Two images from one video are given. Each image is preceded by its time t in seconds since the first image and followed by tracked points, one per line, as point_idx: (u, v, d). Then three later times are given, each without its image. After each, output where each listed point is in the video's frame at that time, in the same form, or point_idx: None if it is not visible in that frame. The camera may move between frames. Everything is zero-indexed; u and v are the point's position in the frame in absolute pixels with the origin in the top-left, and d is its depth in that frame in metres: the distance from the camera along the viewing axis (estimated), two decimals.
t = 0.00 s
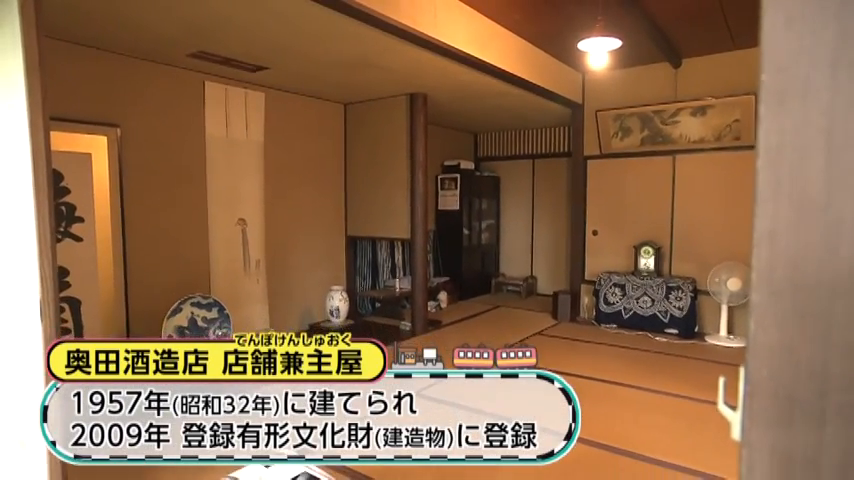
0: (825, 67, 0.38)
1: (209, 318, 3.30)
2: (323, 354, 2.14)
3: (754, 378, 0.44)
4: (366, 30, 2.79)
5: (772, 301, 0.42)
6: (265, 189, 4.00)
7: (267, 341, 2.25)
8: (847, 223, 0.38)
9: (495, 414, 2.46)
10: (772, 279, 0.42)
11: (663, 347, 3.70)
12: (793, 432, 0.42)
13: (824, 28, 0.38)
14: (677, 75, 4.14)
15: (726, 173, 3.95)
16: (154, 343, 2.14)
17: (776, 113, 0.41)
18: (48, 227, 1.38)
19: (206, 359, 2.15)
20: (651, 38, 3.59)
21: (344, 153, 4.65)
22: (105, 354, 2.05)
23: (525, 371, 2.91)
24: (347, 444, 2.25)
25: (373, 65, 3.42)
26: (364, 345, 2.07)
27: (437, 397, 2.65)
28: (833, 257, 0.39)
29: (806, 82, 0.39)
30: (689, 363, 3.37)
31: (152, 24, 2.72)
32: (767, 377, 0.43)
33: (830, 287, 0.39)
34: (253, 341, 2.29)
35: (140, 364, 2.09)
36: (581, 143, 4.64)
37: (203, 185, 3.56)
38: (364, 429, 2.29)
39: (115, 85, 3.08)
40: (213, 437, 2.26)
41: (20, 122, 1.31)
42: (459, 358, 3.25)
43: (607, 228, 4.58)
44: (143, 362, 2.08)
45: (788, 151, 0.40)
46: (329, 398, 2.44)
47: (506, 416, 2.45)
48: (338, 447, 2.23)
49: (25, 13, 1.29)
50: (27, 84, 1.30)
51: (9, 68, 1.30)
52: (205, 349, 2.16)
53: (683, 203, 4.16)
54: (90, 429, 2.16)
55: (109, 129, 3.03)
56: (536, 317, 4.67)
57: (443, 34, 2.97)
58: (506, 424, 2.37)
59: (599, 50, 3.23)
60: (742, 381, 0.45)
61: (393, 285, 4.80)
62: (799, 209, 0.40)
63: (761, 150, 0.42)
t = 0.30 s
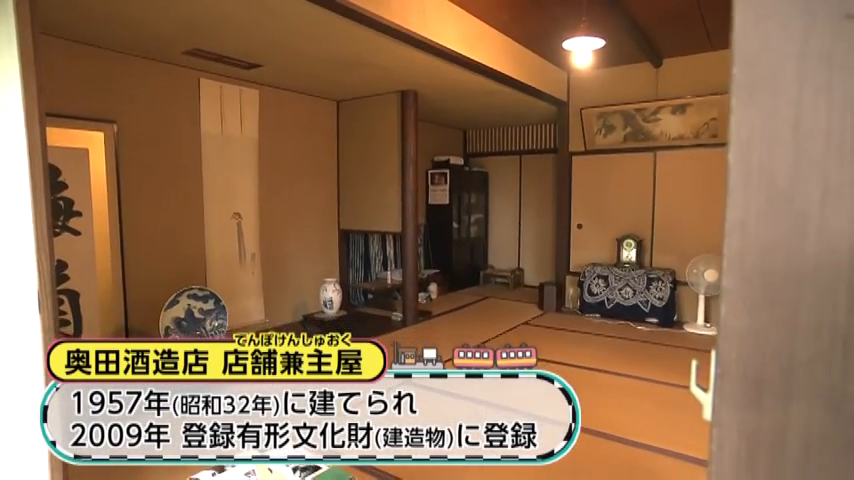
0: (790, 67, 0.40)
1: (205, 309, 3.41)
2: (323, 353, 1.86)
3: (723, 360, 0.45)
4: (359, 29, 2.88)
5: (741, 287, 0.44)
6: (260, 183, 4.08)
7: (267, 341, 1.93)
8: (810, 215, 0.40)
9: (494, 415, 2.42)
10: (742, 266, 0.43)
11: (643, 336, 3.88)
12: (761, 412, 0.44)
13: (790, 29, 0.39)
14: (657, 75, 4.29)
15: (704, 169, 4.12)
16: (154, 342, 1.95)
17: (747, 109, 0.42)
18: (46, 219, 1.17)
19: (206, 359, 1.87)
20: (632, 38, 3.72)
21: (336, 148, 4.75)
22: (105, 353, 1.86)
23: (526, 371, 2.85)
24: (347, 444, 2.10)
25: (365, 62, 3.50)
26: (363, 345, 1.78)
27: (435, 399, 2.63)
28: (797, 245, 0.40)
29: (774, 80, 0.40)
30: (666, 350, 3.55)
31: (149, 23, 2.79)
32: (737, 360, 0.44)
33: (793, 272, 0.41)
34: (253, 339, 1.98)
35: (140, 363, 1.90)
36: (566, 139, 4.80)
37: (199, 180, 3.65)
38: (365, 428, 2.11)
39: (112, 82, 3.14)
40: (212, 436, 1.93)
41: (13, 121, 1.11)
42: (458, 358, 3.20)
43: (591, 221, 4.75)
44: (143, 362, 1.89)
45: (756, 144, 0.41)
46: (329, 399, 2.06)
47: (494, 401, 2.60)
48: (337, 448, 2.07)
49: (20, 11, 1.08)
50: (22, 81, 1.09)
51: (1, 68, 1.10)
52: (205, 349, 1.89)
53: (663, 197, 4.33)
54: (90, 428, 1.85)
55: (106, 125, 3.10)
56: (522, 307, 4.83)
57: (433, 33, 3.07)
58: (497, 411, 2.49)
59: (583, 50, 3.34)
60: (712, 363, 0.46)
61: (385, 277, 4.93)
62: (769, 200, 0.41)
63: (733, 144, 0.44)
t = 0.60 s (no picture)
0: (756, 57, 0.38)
1: (196, 302, 3.46)
2: (323, 354, 1.97)
3: (691, 349, 0.43)
4: (348, 26, 2.93)
5: (708, 276, 0.41)
6: (249, 177, 4.13)
7: (267, 341, 2.09)
8: (776, 205, 0.38)
9: (495, 415, 2.41)
10: (711, 257, 0.41)
11: (623, 325, 4.04)
12: (726, 402, 0.42)
13: (756, 17, 0.37)
14: (638, 73, 4.41)
15: (682, 164, 4.27)
16: (154, 342, 2.01)
17: (714, 100, 0.39)
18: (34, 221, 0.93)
19: (206, 359, 2.00)
20: (613, 36, 3.82)
21: (325, 143, 4.80)
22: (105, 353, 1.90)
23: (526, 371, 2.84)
24: (347, 445, 2.09)
25: (354, 59, 3.56)
26: (364, 345, 1.96)
27: (435, 398, 2.60)
28: (763, 233, 0.38)
29: (741, 69, 0.38)
30: (645, 338, 3.70)
31: (139, 18, 2.81)
32: (704, 348, 0.42)
33: (761, 261, 0.39)
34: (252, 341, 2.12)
35: (140, 363, 1.96)
36: (550, 134, 4.91)
37: (189, 174, 3.68)
38: (365, 429, 2.14)
39: (101, 77, 3.16)
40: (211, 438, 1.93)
41: None
42: (459, 358, 3.16)
43: (574, 215, 4.88)
44: (143, 362, 1.95)
45: (725, 132, 0.39)
46: (329, 399, 2.18)
47: (479, 389, 2.71)
48: (337, 448, 2.06)
49: None
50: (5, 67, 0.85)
51: None
52: (205, 349, 2.02)
53: (643, 192, 4.48)
54: (91, 427, 1.85)
55: (95, 120, 3.11)
56: (507, 299, 4.96)
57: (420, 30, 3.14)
58: (486, 404, 2.55)
59: (567, 47, 3.43)
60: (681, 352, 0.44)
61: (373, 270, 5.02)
62: (738, 191, 0.39)
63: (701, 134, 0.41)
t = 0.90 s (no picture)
0: (720, 52, 0.42)
1: (183, 296, 3.50)
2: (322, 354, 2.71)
3: (660, 329, 0.48)
4: (333, 21, 2.97)
5: (675, 261, 0.46)
6: (236, 172, 4.15)
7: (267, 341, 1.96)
8: (740, 194, 0.43)
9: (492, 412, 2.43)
10: (677, 243, 0.46)
11: (602, 315, 4.18)
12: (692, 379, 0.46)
13: (722, 17, 0.42)
14: (616, 71, 4.54)
15: (658, 160, 4.42)
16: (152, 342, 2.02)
17: (681, 92, 0.44)
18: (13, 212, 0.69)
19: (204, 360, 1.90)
20: (592, 34, 3.93)
21: (312, 138, 4.84)
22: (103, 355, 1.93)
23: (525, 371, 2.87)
24: (347, 444, 2.11)
25: (339, 54, 3.60)
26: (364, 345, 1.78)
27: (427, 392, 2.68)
28: (726, 221, 0.43)
29: (706, 66, 0.42)
30: (622, 328, 3.85)
31: (123, 13, 2.81)
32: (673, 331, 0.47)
33: (724, 244, 0.44)
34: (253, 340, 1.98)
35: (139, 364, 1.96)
36: (532, 130, 5.03)
37: (175, 169, 3.69)
38: (364, 429, 2.16)
39: (84, 71, 3.15)
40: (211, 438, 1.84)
41: None
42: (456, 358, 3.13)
43: (555, 209, 5.01)
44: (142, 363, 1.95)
45: (691, 123, 0.43)
46: (328, 399, 2.30)
47: (463, 378, 2.82)
48: (338, 447, 2.09)
49: None
50: None
51: None
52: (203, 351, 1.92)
53: (622, 187, 4.62)
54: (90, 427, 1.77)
55: (80, 114, 3.11)
56: (491, 290, 5.08)
57: (403, 27, 3.19)
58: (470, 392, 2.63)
59: (547, 44, 3.51)
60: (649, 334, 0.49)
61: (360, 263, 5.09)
62: (701, 180, 0.44)
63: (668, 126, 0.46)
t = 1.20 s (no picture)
0: (678, 51, 0.53)
1: (168, 291, 3.55)
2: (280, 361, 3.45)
3: (627, 312, 0.60)
4: (316, 20, 3.01)
5: (638, 247, 0.58)
6: (220, 168, 4.18)
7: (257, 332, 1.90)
8: (695, 184, 0.54)
9: (479, 404, 2.50)
10: (640, 229, 0.57)
11: (579, 306, 4.34)
12: (653, 357, 0.58)
13: (679, 17, 0.53)
14: (592, 70, 4.69)
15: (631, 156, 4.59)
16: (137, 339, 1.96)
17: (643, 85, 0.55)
18: None
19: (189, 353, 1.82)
20: (569, 34, 4.05)
21: (295, 135, 4.88)
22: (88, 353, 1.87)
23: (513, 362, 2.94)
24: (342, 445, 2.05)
25: (322, 51, 3.64)
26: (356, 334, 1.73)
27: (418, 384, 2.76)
28: (685, 209, 0.55)
29: (664, 61, 0.54)
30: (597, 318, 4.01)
31: (105, 11, 2.82)
32: (637, 315, 0.59)
33: (680, 236, 0.55)
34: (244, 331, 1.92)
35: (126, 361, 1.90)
36: (511, 128, 5.15)
37: (158, 165, 3.71)
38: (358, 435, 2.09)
39: (65, 67, 3.14)
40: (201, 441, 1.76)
41: None
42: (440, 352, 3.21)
43: (534, 204, 5.15)
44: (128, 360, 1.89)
45: (648, 116, 0.55)
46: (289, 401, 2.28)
47: (443, 369, 2.93)
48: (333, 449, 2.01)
49: None
50: None
51: None
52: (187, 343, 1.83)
53: (598, 183, 4.78)
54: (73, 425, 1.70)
55: (60, 110, 3.10)
56: (472, 283, 5.21)
57: (385, 25, 3.25)
58: (449, 382, 2.75)
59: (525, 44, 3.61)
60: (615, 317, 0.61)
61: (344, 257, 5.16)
62: (660, 167, 0.55)
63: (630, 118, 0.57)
